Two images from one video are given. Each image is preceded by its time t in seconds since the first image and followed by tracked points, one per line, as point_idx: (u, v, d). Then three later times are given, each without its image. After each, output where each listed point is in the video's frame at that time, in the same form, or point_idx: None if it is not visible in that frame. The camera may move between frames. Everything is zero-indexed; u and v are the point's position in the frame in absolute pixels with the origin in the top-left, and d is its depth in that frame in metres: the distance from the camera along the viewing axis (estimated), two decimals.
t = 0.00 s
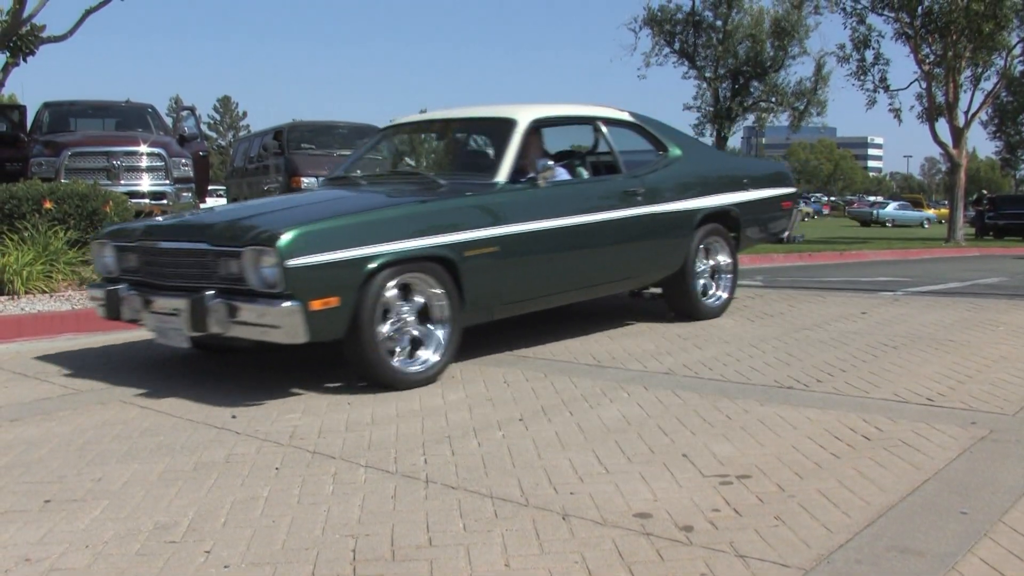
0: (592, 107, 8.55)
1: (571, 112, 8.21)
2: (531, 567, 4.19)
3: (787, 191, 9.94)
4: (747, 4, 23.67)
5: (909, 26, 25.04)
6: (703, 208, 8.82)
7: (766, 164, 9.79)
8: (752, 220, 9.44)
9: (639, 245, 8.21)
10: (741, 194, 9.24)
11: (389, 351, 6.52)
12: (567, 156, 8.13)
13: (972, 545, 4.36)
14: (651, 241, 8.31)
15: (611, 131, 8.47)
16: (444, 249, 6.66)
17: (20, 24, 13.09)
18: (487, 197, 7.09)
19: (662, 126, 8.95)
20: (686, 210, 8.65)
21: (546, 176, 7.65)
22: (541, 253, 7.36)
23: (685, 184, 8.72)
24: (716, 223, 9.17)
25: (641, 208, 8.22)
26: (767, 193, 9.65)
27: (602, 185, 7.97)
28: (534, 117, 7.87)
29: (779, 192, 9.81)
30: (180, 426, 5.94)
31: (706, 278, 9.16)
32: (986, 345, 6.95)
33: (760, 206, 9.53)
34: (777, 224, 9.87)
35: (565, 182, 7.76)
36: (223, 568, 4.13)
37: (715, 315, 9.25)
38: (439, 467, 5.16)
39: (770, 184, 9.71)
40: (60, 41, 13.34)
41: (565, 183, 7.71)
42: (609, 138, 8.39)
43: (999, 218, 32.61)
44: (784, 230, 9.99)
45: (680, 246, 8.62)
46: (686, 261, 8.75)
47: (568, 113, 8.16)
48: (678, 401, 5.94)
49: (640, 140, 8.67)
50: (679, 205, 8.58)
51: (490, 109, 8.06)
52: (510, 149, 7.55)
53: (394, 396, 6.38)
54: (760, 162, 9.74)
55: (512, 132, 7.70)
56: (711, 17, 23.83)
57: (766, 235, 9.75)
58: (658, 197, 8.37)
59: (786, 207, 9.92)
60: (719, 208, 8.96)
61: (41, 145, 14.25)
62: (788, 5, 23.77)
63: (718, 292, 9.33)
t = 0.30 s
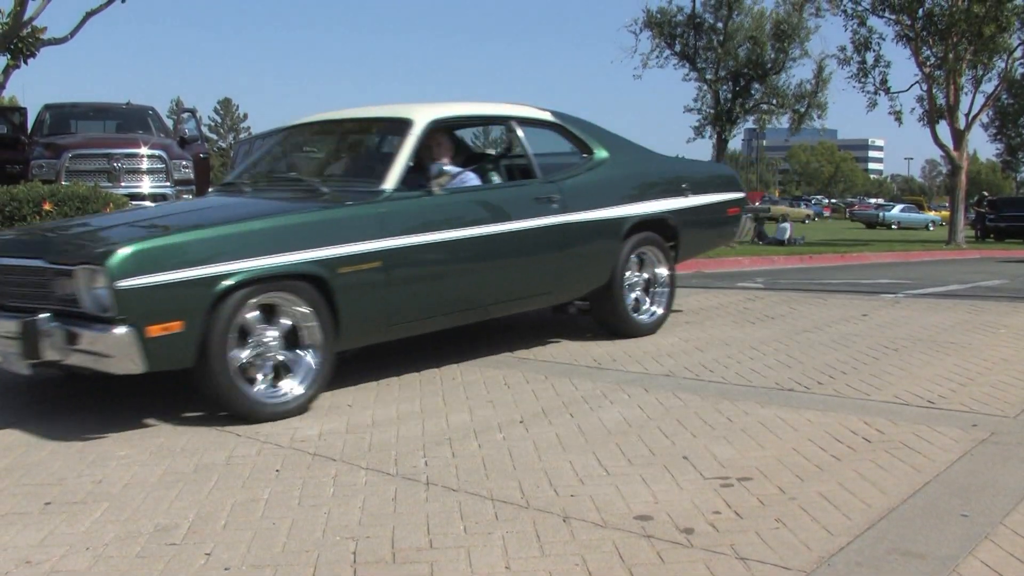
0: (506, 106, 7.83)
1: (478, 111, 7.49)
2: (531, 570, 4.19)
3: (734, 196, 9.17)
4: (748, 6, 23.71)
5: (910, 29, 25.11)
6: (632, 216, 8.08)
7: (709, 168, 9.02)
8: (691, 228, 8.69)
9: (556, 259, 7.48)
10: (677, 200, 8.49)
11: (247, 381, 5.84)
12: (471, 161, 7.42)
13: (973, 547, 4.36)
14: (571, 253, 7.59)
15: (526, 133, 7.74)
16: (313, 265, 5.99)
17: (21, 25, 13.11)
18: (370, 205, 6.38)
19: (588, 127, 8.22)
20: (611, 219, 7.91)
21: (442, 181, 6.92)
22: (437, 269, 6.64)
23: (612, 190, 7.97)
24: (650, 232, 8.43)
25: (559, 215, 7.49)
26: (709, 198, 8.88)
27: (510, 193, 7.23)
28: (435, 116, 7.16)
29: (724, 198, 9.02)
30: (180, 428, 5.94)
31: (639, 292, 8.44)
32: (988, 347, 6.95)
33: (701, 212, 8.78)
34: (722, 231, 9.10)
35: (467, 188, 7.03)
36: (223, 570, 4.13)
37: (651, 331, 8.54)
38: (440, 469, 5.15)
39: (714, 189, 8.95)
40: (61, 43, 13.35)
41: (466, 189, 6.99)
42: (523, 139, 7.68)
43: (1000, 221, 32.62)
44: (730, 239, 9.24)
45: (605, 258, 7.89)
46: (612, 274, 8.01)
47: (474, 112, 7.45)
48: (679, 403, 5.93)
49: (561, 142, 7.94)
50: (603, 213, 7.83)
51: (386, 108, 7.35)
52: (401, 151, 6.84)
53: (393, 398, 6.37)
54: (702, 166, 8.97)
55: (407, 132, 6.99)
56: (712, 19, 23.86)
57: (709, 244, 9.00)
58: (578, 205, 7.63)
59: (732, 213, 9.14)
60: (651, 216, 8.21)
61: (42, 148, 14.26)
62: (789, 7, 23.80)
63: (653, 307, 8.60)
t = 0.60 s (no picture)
0: (399, 103, 7.14)
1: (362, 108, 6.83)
2: (528, 571, 4.19)
3: (671, 200, 8.39)
4: (745, 6, 23.66)
5: (907, 30, 25.21)
6: (541, 223, 7.37)
7: (639, 170, 8.26)
8: (616, 236, 7.93)
9: (447, 273, 6.82)
10: (597, 205, 7.74)
11: (60, 412, 5.24)
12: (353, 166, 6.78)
13: (970, 548, 4.36)
14: (467, 264, 6.92)
15: (418, 132, 7.06)
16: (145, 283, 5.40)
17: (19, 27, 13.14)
18: (219, 215, 5.81)
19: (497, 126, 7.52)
20: (515, 227, 7.21)
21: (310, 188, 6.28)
22: (300, 284, 6.04)
23: (518, 195, 7.28)
24: (567, 240, 7.71)
25: (452, 223, 6.83)
26: (640, 202, 8.12)
27: (390, 201, 6.56)
28: (304, 116, 6.50)
29: (657, 202, 8.24)
30: (176, 429, 5.94)
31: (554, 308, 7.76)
32: (984, 347, 6.95)
33: (630, 218, 8.02)
34: (657, 240, 8.34)
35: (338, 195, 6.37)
36: (220, 572, 4.13)
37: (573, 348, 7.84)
38: (436, 470, 5.15)
39: (646, 193, 8.17)
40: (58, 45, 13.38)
41: (337, 196, 6.35)
42: (415, 140, 7.00)
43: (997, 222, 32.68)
44: (667, 246, 8.46)
45: (507, 270, 7.21)
46: (517, 287, 7.32)
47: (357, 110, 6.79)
48: (676, 404, 5.93)
49: (461, 142, 7.25)
50: (504, 220, 7.13)
51: (264, 106, 6.76)
52: (265, 155, 6.22)
53: (390, 399, 6.36)
54: (633, 168, 8.20)
55: (270, 135, 6.35)
56: (709, 19, 23.81)
57: (642, 253, 8.23)
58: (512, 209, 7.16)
59: (668, 220, 8.37)
60: (563, 223, 7.49)
61: (40, 149, 14.30)
62: (786, 8, 23.83)
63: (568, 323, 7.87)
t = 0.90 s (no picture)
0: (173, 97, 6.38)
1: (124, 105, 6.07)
2: (432, 571, 4.18)
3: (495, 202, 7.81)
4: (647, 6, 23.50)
5: (805, 29, 25.82)
6: (337, 231, 6.74)
7: (458, 170, 7.62)
8: (429, 242, 7.33)
9: (219, 287, 6.19)
10: (404, 210, 7.12)
11: None
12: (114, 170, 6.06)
13: (867, 537, 4.45)
14: (244, 278, 6.31)
15: (194, 131, 6.32)
16: None
17: None
18: None
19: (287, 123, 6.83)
20: (305, 235, 6.59)
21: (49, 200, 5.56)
22: (34, 304, 5.39)
23: (311, 201, 6.63)
24: (371, 249, 7.10)
25: (225, 233, 6.19)
26: (462, 204, 7.53)
27: (149, 209, 5.90)
28: (53, 114, 5.74)
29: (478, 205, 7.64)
30: (78, 436, 5.82)
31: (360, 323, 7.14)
32: (880, 340, 7.10)
33: (450, 223, 7.45)
34: (481, 246, 7.76)
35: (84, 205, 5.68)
36: None
37: (383, 365, 7.26)
38: (340, 473, 5.12)
39: (466, 197, 7.58)
40: None
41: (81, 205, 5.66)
42: (191, 141, 6.30)
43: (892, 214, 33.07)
44: (492, 252, 7.87)
45: (295, 284, 6.60)
46: (310, 302, 6.70)
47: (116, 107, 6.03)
48: (579, 401, 5.97)
49: (245, 143, 6.55)
50: (290, 228, 6.51)
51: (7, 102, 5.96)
52: None
53: (298, 401, 6.30)
54: (451, 168, 7.57)
55: (5, 136, 5.56)
56: (611, 19, 23.59)
57: (462, 259, 7.64)
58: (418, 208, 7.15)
59: (493, 224, 7.79)
60: (364, 230, 6.87)
61: None
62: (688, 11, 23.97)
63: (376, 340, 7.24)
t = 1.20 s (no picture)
0: None
1: None
2: None
3: (201, 214, 7.08)
4: (458, 5, 22.29)
5: (613, 31, 25.81)
6: (18, 245, 5.84)
7: (170, 175, 6.91)
8: (124, 259, 6.50)
9: None
10: (93, 223, 6.26)
11: None
12: None
13: (670, 526, 4.60)
14: None
15: None
16: None
17: None
18: None
19: None
20: None
21: None
22: None
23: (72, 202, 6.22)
24: (53, 267, 6.16)
25: None
26: (174, 212, 6.84)
27: None
28: None
29: (183, 216, 6.90)
30: None
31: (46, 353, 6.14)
32: (685, 334, 7.36)
33: (163, 234, 6.73)
34: (197, 259, 7.07)
35: None
36: None
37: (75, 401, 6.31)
38: (146, 482, 5.01)
39: (172, 206, 6.84)
40: None
41: None
42: None
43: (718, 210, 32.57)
44: (208, 266, 7.20)
45: None
46: None
47: None
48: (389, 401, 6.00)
49: None
50: None
51: None
52: None
53: (110, 404, 6.11)
54: (154, 175, 6.77)
55: None
56: (422, 19, 22.37)
57: (164, 277, 6.86)
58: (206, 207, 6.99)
59: (207, 235, 7.12)
60: (47, 244, 5.97)
61: None
62: (498, 8, 22.66)
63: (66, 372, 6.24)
